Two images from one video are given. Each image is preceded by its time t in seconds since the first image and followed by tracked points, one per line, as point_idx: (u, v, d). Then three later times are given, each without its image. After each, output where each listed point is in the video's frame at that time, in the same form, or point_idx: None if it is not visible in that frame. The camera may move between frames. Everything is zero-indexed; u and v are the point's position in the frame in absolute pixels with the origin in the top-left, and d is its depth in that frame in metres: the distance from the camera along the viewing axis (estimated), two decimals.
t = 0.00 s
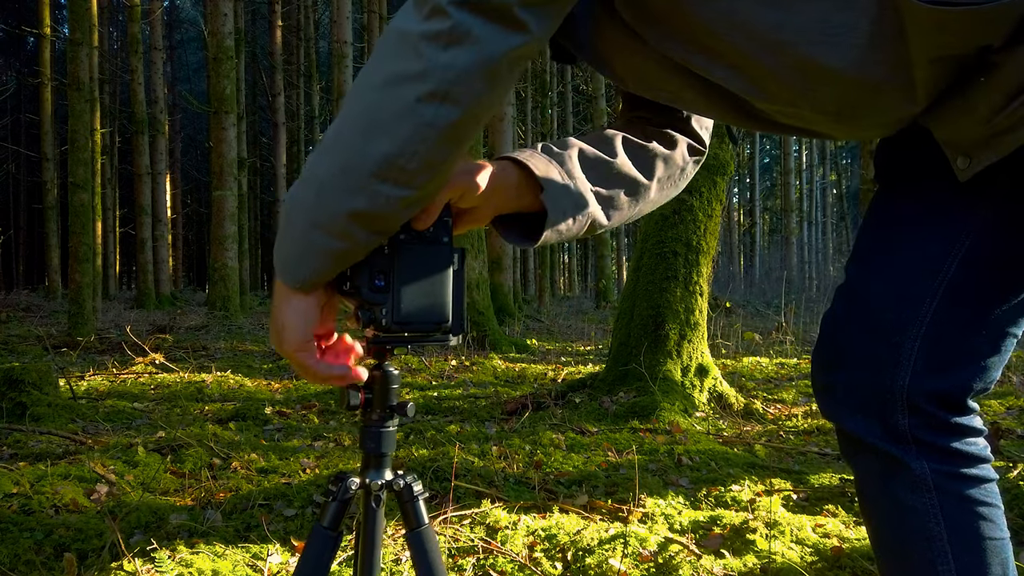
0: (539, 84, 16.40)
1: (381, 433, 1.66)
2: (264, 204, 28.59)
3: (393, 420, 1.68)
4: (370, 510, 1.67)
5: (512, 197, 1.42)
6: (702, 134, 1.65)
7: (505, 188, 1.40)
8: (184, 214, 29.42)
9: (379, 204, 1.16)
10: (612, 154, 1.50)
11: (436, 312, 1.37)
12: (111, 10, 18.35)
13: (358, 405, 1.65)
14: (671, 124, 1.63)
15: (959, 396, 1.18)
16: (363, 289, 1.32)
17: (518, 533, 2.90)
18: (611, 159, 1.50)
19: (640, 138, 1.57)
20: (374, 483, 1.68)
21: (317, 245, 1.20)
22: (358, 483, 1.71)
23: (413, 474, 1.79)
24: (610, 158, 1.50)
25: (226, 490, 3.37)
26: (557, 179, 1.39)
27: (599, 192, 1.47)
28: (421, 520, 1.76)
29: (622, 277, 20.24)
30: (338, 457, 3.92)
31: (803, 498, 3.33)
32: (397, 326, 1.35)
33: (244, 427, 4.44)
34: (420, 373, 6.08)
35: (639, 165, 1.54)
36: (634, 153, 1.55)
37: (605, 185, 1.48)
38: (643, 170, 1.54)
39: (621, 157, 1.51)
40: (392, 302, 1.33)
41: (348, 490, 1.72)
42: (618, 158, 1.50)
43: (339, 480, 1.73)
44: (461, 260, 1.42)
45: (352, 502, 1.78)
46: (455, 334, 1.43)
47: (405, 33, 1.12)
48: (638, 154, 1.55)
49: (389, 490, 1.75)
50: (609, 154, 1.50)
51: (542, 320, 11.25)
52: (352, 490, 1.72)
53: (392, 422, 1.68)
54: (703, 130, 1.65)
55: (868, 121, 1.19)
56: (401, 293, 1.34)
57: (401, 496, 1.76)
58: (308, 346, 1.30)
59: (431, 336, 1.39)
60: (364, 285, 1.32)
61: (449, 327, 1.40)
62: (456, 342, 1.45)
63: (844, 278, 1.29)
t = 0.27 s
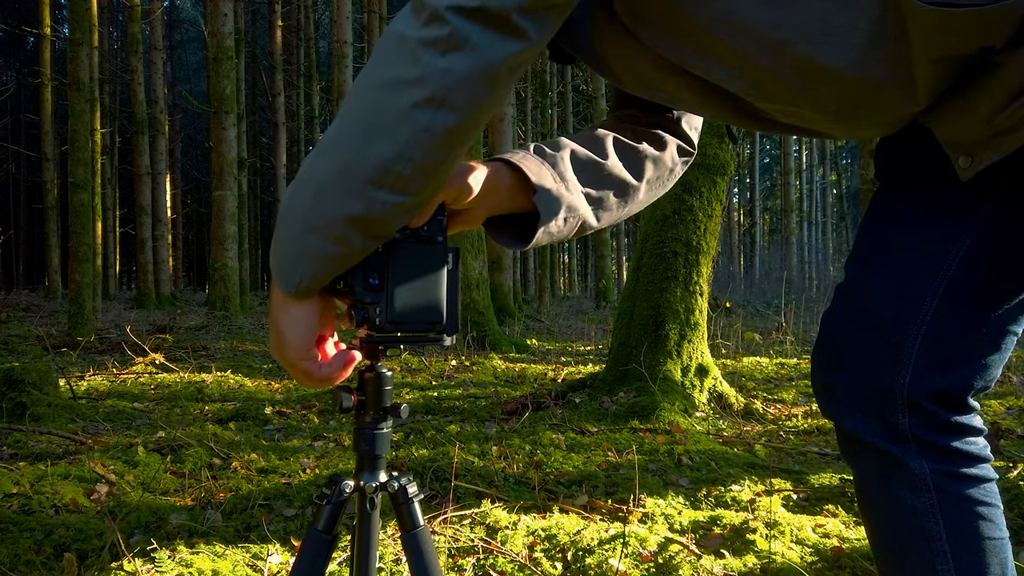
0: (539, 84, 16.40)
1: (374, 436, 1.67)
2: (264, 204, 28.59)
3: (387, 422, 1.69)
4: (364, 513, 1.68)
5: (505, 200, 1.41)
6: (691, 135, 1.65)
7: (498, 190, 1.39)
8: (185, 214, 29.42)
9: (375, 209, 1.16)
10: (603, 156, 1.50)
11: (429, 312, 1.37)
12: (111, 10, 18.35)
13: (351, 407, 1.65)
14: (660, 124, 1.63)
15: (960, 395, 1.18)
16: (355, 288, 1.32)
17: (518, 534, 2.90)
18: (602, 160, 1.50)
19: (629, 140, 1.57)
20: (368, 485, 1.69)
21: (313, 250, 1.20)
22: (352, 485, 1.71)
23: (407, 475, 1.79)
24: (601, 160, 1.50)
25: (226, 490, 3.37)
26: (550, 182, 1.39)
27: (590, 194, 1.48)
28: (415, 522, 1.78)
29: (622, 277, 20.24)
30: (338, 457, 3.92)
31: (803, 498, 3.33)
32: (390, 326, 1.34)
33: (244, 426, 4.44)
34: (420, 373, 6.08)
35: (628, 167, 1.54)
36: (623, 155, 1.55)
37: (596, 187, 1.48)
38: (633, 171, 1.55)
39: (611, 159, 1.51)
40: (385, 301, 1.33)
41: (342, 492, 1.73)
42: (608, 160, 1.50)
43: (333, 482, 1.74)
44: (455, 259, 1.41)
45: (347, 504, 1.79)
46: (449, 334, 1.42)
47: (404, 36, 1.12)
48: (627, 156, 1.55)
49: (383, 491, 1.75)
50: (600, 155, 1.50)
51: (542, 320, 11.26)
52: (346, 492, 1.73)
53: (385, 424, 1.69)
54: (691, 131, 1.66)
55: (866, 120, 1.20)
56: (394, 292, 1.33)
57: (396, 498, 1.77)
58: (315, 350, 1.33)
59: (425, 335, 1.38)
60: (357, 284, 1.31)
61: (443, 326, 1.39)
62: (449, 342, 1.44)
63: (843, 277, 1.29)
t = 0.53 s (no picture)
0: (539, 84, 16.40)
1: (373, 434, 1.67)
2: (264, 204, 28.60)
3: (386, 421, 1.70)
4: (364, 511, 1.68)
5: (501, 199, 1.40)
6: (686, 135, 1.65)
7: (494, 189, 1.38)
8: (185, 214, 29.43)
9: (379, 218, 1.15)
10: (598, 155, 1.50)
11: (428, 310, 1.37)
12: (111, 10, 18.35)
13: (350, 406, 1.65)
14: (655, 124, 1.63)
15: (963, 395, 1.18)
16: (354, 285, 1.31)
17: (518, 534, 2.90)
18: (598, 160, 1.50)
19: (624, 139, 1.57)
20: (367, 484, 1.69)
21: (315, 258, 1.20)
22: (351, 484, 1.72)
23: (406, 474, 1.80)
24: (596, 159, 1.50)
25: (226, 490, 3.38)
26: (546, 181, 1.39)
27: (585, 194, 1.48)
28: (415, 521, 1.78)
29: (622, 277, 20.25)
30: (338, 457, 3.93)
31: (803, 498, 3.33)
32: (389, 324, 1.34)
33: (244, 427, 4.44)
34: (420, 373, 6.08)
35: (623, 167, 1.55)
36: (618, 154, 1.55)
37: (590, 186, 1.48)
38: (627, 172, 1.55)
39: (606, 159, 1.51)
40: (383, 299, 1.32)
41: (341, 491, 1.73)
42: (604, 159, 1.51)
43: (332, 481, 1.75)
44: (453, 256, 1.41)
45: (346, 503, 1.79)
46: (448, 331, 1.42)
47: (414, 45, 1.12)
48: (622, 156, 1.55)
49: (382, 491, 1.76)
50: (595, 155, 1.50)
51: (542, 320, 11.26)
52: (346, 491, 1.73)
53: (384, 423, 1.69)
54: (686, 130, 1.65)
55: (873, 119, 1.20)
56: (394, 289, 1.33)
57: (395, 497, 1.77)
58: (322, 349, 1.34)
59: (424, 332, 1.39)
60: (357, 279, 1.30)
61: (442, 324, 1.40)
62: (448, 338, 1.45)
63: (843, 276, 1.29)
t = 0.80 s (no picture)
0: (539, 85, 16.41)
1: (370, 434, 1.68)
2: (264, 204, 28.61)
3: (382, 420, 1.70)
4: (360, 509, 1.69)
5: (495, 200, 1.40)
6: (686, 134, 1.64)
7: (487, 189, 1.38)
8: (185, 214, 29.45)
9: (380, 218, 1.15)
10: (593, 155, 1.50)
11: (422, 308, 1.37)
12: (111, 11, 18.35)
13: (347, 405, 1.66)
14: (655, 124, 1.63)
15: (969, 394, 1.18)
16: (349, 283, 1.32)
17: (518, 534, 2.90)
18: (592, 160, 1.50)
19: (622, 139, 1.57)
20: (364, 482, 1.70)
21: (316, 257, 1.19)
22: (348, 482, 1.73)
23: (403, 473, 1.80)
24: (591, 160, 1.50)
25: (226, 490, 3.38)
26: (538, 184, 1.39)
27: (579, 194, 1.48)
28: (412, 519, 1.78)
29: (622, 277, 20.26)
30: (337, 456, 3.93)
31: (803, 498, 3.33)
32: (383, 321, 1.34)
33: (244, 427, 4.44)
34: (420, 373, 6.08)
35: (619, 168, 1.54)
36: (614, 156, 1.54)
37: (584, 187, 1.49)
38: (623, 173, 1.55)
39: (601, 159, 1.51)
40: (378, 297, 1.33)
41: (338, 490, 1.74)
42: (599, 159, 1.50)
43: (329, 480, 1.75)
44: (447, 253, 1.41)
45: (343, 502, 1.80)
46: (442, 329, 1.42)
47: (420, 42, 1.11)
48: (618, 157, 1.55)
49: (379, 490, 1.76)
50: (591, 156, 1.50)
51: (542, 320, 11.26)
52: (342, 490, 1.74)
53: (380, 422, 1.70)
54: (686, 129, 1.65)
55: (880, 119, 1.19)
56: (388, 287, 1.33)
57: (392, 495, 1.78)
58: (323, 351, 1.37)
59: (418, 330, 1.39)
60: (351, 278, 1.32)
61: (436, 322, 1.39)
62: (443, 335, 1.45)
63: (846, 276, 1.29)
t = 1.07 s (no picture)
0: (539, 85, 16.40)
1: (368, 432, 1.68)
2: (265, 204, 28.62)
3: (381, 418, 1.70)
4: (359, 508, 1.69)
5: (491, 201, 1.38)
6: (685, 134, 1.65)
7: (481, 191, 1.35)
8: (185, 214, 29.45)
9: (383, 226, 1.11)
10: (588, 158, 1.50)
11: (419, 304, 1.37)
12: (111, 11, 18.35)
13: (345, 404, 1.66)
14: (654, 123, 1.62)
15: (971, 395, 1.18)
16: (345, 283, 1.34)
17: (518, 534, 2.90)
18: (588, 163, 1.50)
19: (620, 139, 1.57)
20: (362, 481, 1.70)
21: (318, 267, 1.16)
22: (347, 481, 1.73)
23: (403, 472, 1.81)
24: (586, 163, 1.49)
25: (226, 490, 3.38)
26: (534, 184, 1.37)
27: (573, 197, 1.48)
28: (411, 518, 1.79)
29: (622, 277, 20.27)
30: (337, 457, 3.93)
31: (803, 498, 3.33)
32: (380, 319, 1.36)
33: (244, 427, 4.44)
34: (420, 373, 6.09)
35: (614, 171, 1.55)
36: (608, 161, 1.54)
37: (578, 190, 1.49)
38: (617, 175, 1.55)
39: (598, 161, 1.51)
40: (375, 294, 1.35)
41: (337, 488, 1.74)
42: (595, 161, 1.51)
43: (327, 478, 1.75)
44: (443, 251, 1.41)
45: (341, 501, 1.80)
46: (439, 324, 1.43)
47: (422, 53, 1.07)
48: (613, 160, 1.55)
49: (378, 488, 1.77)
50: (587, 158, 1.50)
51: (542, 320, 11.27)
52: (341, 488, 1.74)
53: (379, 420, 1.70)
54: (685, 129, 1.65)
55: (885, 119, 1.19)
56: (384, 285, 1.34)
57: (390, 493, 1.79)
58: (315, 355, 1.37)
59: (415, 326, 1.40)
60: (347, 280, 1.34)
61: (433, 318, 1.41)
62: (440, 332, 1.46)
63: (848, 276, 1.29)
